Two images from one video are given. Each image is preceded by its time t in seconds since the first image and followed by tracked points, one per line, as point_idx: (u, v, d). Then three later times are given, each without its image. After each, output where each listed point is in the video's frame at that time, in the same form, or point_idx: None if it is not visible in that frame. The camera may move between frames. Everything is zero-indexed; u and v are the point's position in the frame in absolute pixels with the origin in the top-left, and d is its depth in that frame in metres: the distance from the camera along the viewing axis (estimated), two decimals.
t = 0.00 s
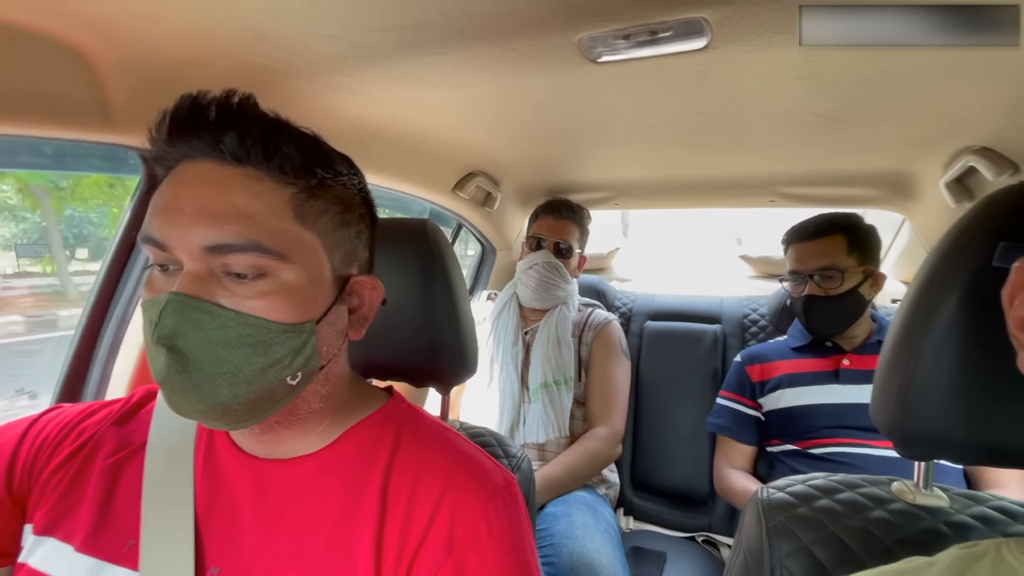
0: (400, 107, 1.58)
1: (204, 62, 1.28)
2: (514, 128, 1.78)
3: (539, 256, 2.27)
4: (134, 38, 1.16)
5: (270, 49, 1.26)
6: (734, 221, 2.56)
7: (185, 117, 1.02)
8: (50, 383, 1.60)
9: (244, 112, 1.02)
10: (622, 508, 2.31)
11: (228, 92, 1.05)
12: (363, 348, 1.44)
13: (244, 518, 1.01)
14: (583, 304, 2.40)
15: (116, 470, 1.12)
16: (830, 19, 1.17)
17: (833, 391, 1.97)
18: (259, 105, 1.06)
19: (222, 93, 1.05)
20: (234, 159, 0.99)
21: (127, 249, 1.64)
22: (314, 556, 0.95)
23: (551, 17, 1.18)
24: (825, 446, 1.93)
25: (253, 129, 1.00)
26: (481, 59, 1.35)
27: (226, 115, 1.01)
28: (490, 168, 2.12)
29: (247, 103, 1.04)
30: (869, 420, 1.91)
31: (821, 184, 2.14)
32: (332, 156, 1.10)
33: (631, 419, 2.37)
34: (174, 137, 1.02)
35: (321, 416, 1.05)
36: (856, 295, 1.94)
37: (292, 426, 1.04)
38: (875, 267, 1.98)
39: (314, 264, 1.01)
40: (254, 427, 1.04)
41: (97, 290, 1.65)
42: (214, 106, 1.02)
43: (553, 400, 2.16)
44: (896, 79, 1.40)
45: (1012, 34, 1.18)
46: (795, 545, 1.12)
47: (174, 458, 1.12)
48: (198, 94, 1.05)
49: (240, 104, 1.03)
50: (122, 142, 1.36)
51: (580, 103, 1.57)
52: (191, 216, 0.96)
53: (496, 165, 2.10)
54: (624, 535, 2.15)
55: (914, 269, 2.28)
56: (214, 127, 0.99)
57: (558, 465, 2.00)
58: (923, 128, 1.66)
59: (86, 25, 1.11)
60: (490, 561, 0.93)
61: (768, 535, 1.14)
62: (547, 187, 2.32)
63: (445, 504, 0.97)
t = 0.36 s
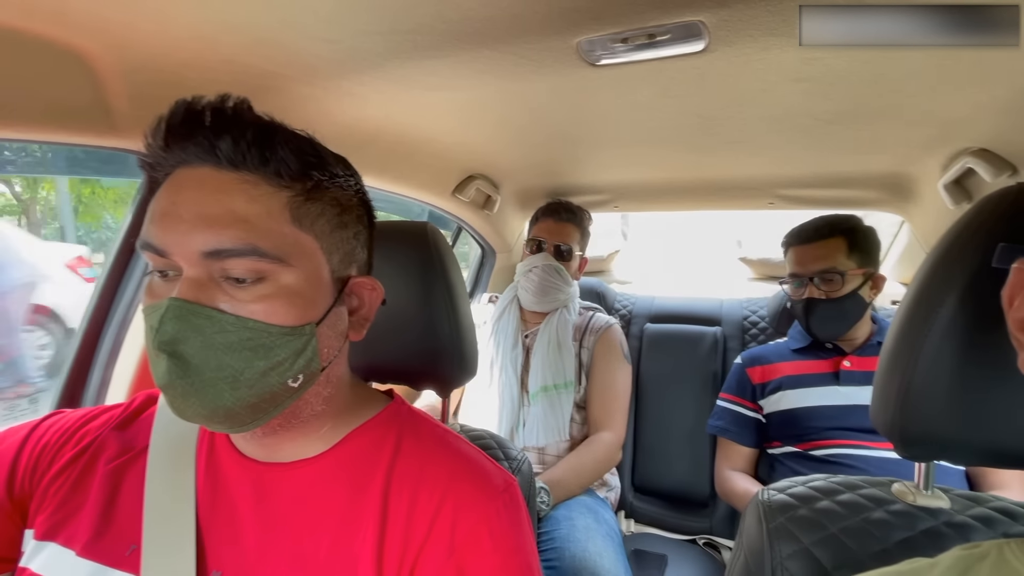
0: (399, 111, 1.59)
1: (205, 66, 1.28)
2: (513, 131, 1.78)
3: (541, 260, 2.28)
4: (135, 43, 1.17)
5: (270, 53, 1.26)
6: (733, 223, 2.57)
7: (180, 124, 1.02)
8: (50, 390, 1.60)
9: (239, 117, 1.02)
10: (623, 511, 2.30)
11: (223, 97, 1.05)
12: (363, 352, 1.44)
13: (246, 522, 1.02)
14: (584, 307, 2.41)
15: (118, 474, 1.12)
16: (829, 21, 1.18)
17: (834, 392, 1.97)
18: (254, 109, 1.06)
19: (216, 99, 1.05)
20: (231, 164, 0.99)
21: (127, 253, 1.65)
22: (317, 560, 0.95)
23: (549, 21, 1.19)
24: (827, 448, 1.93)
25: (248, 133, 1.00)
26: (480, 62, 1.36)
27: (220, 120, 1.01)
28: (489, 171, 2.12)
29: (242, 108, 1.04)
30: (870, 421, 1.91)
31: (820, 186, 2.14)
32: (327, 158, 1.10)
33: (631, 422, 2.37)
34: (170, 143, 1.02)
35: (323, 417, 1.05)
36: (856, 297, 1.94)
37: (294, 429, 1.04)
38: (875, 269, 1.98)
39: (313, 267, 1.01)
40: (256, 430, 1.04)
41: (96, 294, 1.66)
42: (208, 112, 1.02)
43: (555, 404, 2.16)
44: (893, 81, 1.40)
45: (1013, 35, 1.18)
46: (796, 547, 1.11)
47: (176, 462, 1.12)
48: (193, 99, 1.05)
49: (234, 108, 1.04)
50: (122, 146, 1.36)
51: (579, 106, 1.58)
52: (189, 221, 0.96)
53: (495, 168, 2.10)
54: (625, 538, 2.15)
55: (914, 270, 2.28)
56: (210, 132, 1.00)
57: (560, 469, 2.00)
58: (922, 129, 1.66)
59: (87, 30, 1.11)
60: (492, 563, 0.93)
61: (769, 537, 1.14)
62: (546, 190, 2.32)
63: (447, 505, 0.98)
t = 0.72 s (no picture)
0: (399, 111, 1.58)
1: (204, 66, 1.28)
2: (514, 131, 1.78)
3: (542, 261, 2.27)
4: (134, 44, 1.16)
5: (268, 53, 1.26)
6: (734, 223, 2.57)
7: (174, 125, 1.02)
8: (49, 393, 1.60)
9: (232, 117, 1.02)
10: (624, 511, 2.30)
11: (216, 98, 1.04)
12: (363, 353, 1.44)
13: (246, 524, 1.01)
14: (587, 307, 2.40)
15: (119, 478, 1.12)
16: (829, 21, 1.17)
17: (835, 393, 1.96)
18: (247, 109, 1.05)
19: (210, 100, 1.04)
20: (224, 164, 0.99)
21: (127, 254, 1.64)
22: (317, 562, 0.95)
23: (549, 20, 1.18)
24: (828, 448, 1.93)
25: (241, 133, 1.00)
26: (479, 62, 1.35)
27: (213, 120, 1.01)
28: (490, 171, 2.12)
29: (235, 108, 1.03)
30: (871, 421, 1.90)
31: (821, 186, 2.14)
32: (322, 157, 1.09)
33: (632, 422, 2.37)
34: (165, 145, 1.02)
35: (322, 419, 1.05)
36: (858, 296, 1.94)
37: (292, 430, 1.03)
38: (877, 268, 1.98)
39: (308, 266, 1.01)
40: (255, 431, 1.04)
41: (96, 296, 1.65)
42: (201, 112, 1.02)
43: (557, 405, 2.16)
44: (895, 80, 1.39)
45: (1013, 35, 1.17)
46: (798, 549, 1.11)
47: (176, 465, 1.12)
48: (187, 101, 1.05)
49: (227, 110, 1.03)
50: (121, 147, 1.35)
51: (580, 105, 1.57)
52: (183, 222, 0.96)
53: (495, 168, 2.10)
54: (626, 538, 2.15)
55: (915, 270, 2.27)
56: (203, 133, 0.99)
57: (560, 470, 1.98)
58: (923, 129, 1.66)
59: (85, 32, 1.11)
60: (492, 564, 0.93)
61: (771, 539, 1.13)
62: (547, 190, 2.32)
63: (448, 506, 0.97)
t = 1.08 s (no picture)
0: (399, 114, 1.59)
1: (204, 71, 1.29)
2: (513, 133, 1.78)
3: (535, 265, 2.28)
4: (135, 50, 1.17)
5: (268, 57, 1.27)
6: (735, 222, 2.56)
7: (175, 129, 1.03)
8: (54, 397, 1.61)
9: (232, 120, 1.03)
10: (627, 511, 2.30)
11: (218, 103, 1.06)
12: (364, 354, 1.44)
13: (248, 525, 1.02)
14: (588, 307, 2.40)
15: (123, 480, 1.13)
16: (828, 21, 1.17)
17: (838, 392, 1.96)
18: (247, 113, 1.06)
19: (211, 105, 1.06)
20: (224, 167, 1.00)
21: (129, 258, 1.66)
22: (318, 562, 0.96)
23: (546, 22, 1.18)
24: (832, 448, 1.92)
25: (240, 136, 1.01)
26: (478, 65, 1.36)
27: (213, 123, 1.02)
28: (491, 172, 2.12)
29: (235, 112, 1.05)
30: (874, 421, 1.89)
31: (823, 184, 2.13)
32: (320, 159, 1.10)
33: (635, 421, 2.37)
34: (167, 149, 1.03)
35: (323, 418, 1.06)
36: (861, 295, 1.93)
37: (294, 430, 1.04)
38: (879, 267, 1.97)
39: (306, 265, 1.01)
40: (257, 431, 1.05)
41: (100, 299, 1.67)
42: (202, 116, 1.03)
43: (558, 407, 2.16)
44: (895, 79, 1.39)
45: (1014, 35, 1.17)
46: (798, 549, 1.11)
47: (179, 466, 1.13)
48: (189, 107, 1.06)
49: (228, 114, 1.04)
50: (123, 152, 1.36)
51: (580, 107, 1.58)
52: (183, 222, 0.97)
53: (496, 169, 2.10)
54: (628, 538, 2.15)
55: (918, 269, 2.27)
56: (203, 136, 1.00)
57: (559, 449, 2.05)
58: (924, 127, 1.65)
59: (87, 38, 1.12)
60: (492, 565, 0.93)
61: (771, 539, 1.14)
62: (548, 191, 2.32)
63: (448, 508, 0.98)
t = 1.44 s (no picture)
0: (402, 117, 1.61)
1: (211, 75, 1.31)
2: (515, 135, 1.80)
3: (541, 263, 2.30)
4: (143, 54, 1.19)
5: (273, 61, 1.29)
6: (737, 224, 2.57)
7: (181, 132, 1.05)
8: (62, 396, 1.63)
9: (236, 122, 1.05)
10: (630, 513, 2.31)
11: (222, 106, 1.08)
12: (367, 354, 1.45)
13: (254, 523, 1.04)
14: (591, 308, 2.42)
15: (131, 478, 1.15)
16: (829, 21, 1.18)
17: (841, 393, 1.96)
18: (251, 115, 1.08)
19: (215, 108, 1.08)
20: (229, 168, 1.02)
21: (137, 259, 1.67)
22: (322, 558, 0.97)
23: (546, 26, 1.20)
24: (835, 450, 1.93)
25: (244, 138, 1.03)
26: (480, 68, 1.38)
27: (217, 126, 1.04)
28: (493, 175, 2.14)
29: (239, 114, 1.06)
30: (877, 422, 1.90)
31: (824, 185, 2.14)
32: (323, 160, 1.12)
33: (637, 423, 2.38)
34: (173, 152, 1.05)
35: (327, 416, 1.07)
36: (864, 296, 1.93)
37: (299, 428, 1.06)
38: (881, 268, 1.97)
39: (310, 264, 1.03)
40: (263, 429, 1.06)
41: (107, 300, 1.69)
42: (206, 118, 1.05)
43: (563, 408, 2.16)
44: (893, 80, 1.40)
45: (1013, 34, 1.18)
46: (799, 545, 1.12)
47: (186, 464, 1.14)
48: (194, 109, 1.08)
49: (231, 117, 1.06)
50: (130, 155, 1.38)
51: (581, 109, 1.59)
52: (189, 223, 0.98)
53: (498, 172, 2.12)
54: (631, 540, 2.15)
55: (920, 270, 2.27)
56: (208, 138, 1.02)
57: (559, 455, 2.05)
58: (924, 127, 1.66)
59: (95, 42, 1.14)
60: (493, 561, 0.94)
61: (771, 536, 1.14)
62: (550, 193, 2.34)
63: (451, 505, 0.99)
